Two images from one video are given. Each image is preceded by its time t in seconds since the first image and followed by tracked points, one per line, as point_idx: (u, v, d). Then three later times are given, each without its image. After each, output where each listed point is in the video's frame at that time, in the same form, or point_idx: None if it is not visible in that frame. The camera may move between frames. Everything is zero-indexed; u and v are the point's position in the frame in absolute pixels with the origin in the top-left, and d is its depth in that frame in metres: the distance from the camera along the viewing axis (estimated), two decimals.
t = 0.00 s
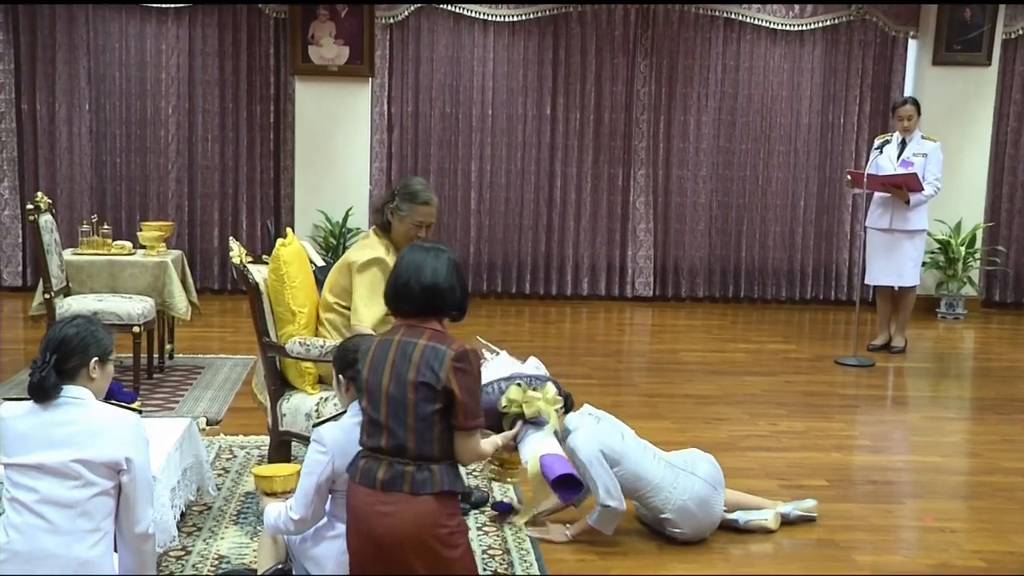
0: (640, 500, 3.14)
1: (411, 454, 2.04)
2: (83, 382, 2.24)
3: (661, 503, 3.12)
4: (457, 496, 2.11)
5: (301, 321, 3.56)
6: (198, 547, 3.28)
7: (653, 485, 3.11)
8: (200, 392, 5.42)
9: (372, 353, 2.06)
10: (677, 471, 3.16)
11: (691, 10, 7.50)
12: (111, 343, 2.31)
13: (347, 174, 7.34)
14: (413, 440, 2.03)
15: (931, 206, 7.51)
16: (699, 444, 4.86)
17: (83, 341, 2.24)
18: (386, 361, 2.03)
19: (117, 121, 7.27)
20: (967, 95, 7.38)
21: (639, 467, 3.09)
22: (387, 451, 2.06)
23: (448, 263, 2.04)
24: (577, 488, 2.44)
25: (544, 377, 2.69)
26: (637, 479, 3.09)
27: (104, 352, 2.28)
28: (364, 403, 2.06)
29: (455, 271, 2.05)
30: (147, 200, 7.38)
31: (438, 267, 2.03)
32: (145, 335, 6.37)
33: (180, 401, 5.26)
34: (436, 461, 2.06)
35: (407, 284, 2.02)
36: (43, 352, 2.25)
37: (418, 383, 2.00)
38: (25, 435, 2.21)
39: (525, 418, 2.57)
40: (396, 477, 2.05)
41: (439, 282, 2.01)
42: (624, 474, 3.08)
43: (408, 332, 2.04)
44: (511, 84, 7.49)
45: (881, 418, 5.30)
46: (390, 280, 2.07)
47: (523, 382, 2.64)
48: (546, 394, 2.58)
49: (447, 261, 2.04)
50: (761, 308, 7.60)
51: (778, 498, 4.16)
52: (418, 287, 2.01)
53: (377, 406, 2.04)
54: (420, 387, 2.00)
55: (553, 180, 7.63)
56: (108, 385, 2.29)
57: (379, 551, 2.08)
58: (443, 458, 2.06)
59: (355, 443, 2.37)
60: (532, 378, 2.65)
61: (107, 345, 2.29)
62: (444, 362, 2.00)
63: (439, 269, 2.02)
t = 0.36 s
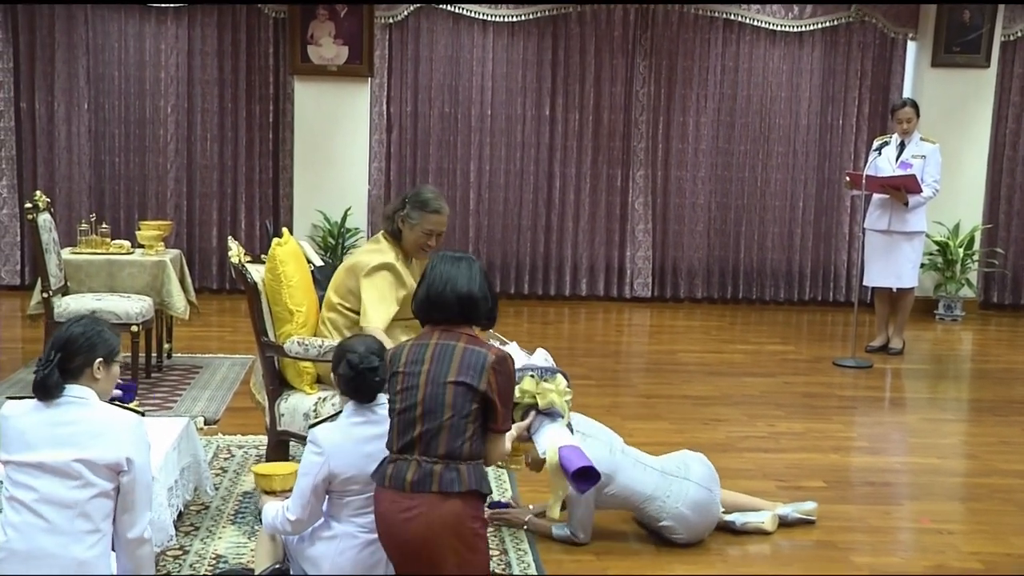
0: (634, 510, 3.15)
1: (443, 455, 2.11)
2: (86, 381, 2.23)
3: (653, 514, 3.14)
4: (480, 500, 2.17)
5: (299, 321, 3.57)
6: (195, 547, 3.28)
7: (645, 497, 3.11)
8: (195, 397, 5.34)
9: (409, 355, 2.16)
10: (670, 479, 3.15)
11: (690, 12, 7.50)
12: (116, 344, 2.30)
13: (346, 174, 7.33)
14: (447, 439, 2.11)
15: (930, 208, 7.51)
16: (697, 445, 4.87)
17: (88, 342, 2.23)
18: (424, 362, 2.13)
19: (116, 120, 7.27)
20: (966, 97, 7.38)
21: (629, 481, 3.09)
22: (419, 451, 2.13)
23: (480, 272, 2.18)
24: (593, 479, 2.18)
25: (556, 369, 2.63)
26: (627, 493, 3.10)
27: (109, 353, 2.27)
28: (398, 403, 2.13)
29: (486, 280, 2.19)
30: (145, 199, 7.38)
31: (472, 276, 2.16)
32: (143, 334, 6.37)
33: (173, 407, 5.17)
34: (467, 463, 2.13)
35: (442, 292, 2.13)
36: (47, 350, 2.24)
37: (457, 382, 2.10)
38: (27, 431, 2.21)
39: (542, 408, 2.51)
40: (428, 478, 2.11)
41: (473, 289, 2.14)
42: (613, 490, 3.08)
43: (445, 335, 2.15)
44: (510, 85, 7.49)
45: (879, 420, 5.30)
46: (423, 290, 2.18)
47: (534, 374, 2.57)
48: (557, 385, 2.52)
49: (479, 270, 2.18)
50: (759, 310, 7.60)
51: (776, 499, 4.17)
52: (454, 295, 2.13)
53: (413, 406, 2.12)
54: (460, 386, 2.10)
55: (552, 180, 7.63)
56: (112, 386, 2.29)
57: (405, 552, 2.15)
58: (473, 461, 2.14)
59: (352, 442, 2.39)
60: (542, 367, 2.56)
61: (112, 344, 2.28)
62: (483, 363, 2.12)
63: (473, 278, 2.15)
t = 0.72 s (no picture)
0: (628, 519, 3.15)
1: (434, 445, 2.34)
2: (108, 388, 2.35)
3: (648, 521, 3.12)
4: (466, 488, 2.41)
5: (296, 324, 3.57)
6: (192, 549, 3.28)
7: (638, 504, 3.10)
8: (195, 394, 5.46)
9: (402, 351, 2.39)
10: (661, 485, 3.15)
11: (689, 16, 7.51)
12: (139, 350, 2.41)
13: (344, 176, 7.34)
14: (437, 431, 2.34)
15: (927, 213, 7.52)
16: (694, 450, 4.87)
17: (112, 350, 2.35)
18: (418, 357, 2.36)
19: (114, 122, 7.26)
20: (963, 103, 7.40)
21: (622, 490, 3.08)
22: (411, 441, 2.35)
23: (473, 269, 2.41)
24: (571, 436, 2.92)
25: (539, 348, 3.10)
26: (620, 501, 3.09)
27: (131, 360, 2.38)
28: (393, 397, 2.35)
29: (478, 276, 2.42)
30: (143, 201, 7.37)
31: (464, 276, 2.39)
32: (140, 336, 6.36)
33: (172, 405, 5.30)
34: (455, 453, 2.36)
35: (436, 291, 2.37)
36: (72, 355, 2.36)
37: (448, 377, 2.34)
38: (42, 431, 2.29)
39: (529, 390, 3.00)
40: (420, 467, 2.32)
41: (465, 290, 2.38)
42: (606, 502, 3.08)
43: (438, 332, 2.39)
44: (509, 88, 7.49)
45: (875, 425, 5.31)
46: (416, 289, 2.42)
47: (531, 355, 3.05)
48: (543, 364, 3.00)
49: (472, 268, 2.41)
50: (757, 315, 7.60)
51: (772, 504, 4.17)
52: (447, 294, 2.37)
53: (406, 399, 2.34)
54: (450, 382, 2.34)
55: (550, 184, 7.64)
56: (133, 393, 2.40)
57: (397, 544, 2.33)
58: (459, 451, 2.37)
59: (345, 445, 2.44)
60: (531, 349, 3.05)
61: (135, 350, 2.40)
62: (471, 359, 2.36)
63: (466, 276, 2.39)
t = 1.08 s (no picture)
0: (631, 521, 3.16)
1: (457, 450, 2.42)
2: (140, 393, 2.47)
3: (650, 523, 3.13)
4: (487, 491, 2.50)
5: (303, 326, 3.58)
6: (198, 551, 3.28)
7: (640, 506, 3.11)
8: (202, 397, 5.50)
9: (421, 358, 2.48)
10: (662, 486, 3.16)
11: (694, 18, 7.51)
12: (172, 356, 2.53)
13: (349, 178, 7.35)
14: (461, 436, 2.42)
15: (933, 215, 7.51)
16: (700, 452, 4.87)
17: (143, 356, 2.46)
18: (438, 364, 2.45)
19: (121, 124, 7.28)
20: (970, 104, 7.38)
21: (623, 492, 3.09)
22: (434, 446, 2.43)
23: (486, 278, 2.53)
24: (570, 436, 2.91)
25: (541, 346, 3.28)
26: (622, 503, 3.10)
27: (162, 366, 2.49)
28: (416, 402, 2.43)
29: (491, 284, 2.54)
30: (149, 203, 7.39)
31: (477, 285, 2.50)
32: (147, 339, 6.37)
33: (179, 409, 5.33)
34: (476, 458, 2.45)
35: (452, 298, 2.47)
36: (108, 359, 2.48)
37: (471, 383, 2.43)
38: (72, 430, 2.45)
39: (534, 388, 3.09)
40: (444, 471, 2.41)
41: (479, 297, 2.49)
42: (607, 504, 3.10)
43: (456, 339, 2.49)
44: (514, 90, 7.50)
45: (881, 427, 5.30)
46: (431, 299, 2.52)
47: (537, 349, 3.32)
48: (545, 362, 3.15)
49: (485, 277, 2.53)
50: (762, 316, 7.59)
51: (778, 506, 4.16)
52: (462, 303, 2.47)
53: (428, 405, 2.43)
54: (472, 388, 2.43)
55: (555, 186, 7.64)
56: (164, 399, 2.51)
57: (425, 553, 2.38)
58: (480, 456, 2.46)
59: (330, 444, 2.55)
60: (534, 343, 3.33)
61: (167, 356, 2.51)
62: (491, 366, 2.45)
63: (481, 285, 2.50)
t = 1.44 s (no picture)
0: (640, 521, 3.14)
1: (492, 451, 2.55)
2: (153, 398, 2.51)
3: (656, 525, 3.11)
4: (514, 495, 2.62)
5: (307, 327, 3.67)
6: (202, 554, 3.27)
7: (647, 508, 3.09)
8: (205, 400, 5.51)
9: (454, 363, 2.61)
10: (671, 488, 3.14)
11: (699, 20, 7.49)
12: (186, 363, 2.57)
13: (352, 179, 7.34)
14: (496, 438, 2.56)
15: (939, 217, 7.49)
16: (705, 455, 4.86)
17: (157, 361, 2.50)
18: (472, 369, 2.59)
19: (125, 126, 7.28)
20: (976, 106, 7.36)
21: (631, 494, 3.06)
22: (469, 447, 2.56)
23: (509, 290, 2.66)
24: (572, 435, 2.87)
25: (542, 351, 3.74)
26: (629, 505, 3.08)
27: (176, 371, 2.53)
28: (453, 405, 2.57)
29: (514, 296, 2.67)
30: (152, 205, 7.39)
31: (506, 294, 2.64)
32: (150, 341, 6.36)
33: (182, 412, 5.33)
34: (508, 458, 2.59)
35: (478, 311, 2.60)
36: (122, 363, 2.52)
37: (506, 388, 2.57)
38: (84, 432, 2.47)
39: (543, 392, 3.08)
40: (479, 471, 2.53)
41: (509, 306, 2.62)
42: (615, 505, 3.08)
43: (488, 346, 2.63)
44: (519, 92, 7.48)
45: (887, 430, 5.28)
46: (458, 307, 2.64)
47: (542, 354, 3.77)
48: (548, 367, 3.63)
49: (509, 289, 2.66)
50: (768, 319, 7.56)
51: (783, 509, 4.15)
52: (493, 312, 2.60)
53: (464, 409, 2.56)
54: (507, 393, 2.57)
55: (559, 188, 7.63)
56: (177, 404, 2.55)
57: (453, 554, 2.50)
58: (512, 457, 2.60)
59: (319, 440, 2.64)
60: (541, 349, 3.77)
61: (181, 363, 2.55)
62: (525, 372, 2.60)
63: (505, 297, 2.63)
